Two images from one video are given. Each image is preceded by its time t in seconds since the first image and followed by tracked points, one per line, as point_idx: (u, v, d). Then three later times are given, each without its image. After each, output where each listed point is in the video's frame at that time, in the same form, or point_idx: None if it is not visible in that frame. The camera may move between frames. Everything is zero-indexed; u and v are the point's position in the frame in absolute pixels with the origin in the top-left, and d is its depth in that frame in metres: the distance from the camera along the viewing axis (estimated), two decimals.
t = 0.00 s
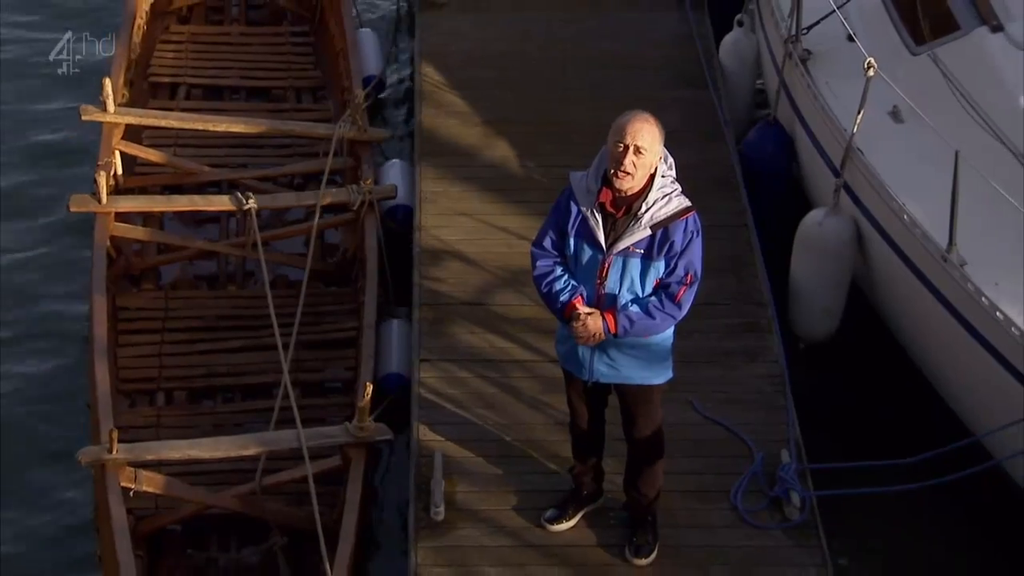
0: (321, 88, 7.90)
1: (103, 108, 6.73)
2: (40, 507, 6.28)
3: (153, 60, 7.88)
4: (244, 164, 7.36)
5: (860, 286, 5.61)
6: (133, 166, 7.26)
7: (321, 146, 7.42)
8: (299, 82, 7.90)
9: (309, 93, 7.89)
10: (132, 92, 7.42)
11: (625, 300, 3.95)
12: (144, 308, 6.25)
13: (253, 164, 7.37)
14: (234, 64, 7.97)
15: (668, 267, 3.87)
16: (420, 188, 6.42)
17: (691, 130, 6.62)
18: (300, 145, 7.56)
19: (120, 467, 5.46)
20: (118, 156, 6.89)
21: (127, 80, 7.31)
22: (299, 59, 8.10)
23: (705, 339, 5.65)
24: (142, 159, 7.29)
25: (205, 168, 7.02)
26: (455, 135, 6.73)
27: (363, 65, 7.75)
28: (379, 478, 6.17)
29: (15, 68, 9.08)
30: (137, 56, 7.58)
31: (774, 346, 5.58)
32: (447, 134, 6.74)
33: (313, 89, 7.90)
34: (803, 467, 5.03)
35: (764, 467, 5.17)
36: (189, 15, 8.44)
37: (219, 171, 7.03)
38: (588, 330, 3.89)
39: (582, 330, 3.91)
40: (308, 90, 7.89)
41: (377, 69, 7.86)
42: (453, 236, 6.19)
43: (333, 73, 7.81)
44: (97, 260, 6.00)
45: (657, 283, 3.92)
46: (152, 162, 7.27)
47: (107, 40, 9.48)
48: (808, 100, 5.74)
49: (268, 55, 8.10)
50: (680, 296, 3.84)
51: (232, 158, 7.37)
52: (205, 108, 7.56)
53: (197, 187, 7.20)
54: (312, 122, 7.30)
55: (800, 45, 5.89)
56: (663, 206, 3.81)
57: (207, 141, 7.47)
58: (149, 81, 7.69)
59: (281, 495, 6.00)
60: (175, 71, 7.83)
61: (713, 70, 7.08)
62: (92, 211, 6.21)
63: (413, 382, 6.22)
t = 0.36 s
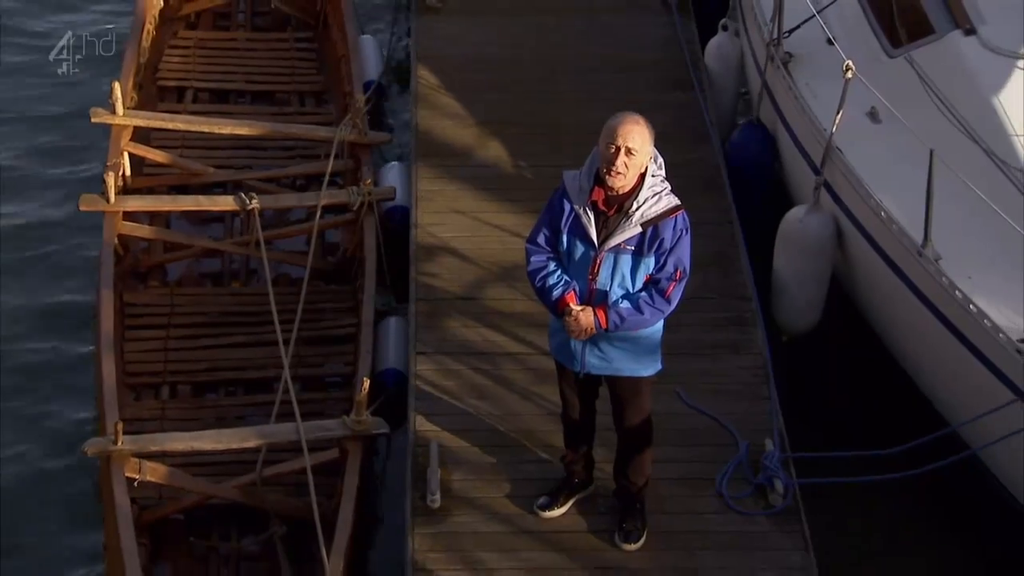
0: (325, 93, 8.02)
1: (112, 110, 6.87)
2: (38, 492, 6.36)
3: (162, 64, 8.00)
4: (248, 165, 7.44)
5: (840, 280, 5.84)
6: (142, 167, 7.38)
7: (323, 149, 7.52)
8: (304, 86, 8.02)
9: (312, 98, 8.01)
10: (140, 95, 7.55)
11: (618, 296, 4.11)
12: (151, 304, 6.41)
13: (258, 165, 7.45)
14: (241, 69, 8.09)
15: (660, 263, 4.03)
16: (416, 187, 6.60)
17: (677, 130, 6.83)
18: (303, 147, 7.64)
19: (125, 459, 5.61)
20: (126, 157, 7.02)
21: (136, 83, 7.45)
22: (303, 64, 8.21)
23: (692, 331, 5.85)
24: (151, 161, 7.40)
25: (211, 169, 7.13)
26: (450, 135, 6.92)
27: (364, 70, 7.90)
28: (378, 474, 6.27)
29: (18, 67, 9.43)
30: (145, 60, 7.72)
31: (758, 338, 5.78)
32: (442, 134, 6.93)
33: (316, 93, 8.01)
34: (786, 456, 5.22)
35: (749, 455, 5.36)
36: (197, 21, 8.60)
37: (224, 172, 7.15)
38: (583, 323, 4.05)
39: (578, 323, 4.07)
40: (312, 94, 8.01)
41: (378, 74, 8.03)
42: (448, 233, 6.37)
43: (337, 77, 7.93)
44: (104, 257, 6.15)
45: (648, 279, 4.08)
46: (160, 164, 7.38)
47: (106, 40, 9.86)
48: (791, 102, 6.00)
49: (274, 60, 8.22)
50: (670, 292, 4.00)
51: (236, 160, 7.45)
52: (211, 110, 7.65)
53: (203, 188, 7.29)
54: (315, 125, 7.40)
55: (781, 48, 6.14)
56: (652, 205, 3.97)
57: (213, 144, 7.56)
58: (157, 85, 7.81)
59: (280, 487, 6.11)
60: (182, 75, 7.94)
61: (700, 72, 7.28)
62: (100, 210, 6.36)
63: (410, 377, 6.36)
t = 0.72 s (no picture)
0: (329, 96, 8.21)
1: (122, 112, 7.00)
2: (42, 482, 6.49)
3: (171, 69, 8.13)
4: (256, 166, 7.55)
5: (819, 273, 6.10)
6: (151, 168, 7.38)
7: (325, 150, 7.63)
8: (308, 89, 8.20)
9: (317, 100, 8.20)
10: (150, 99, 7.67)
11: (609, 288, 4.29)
12: (159, 300, 6.59)
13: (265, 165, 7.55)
14: (248, 73, 8.24)
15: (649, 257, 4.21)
16: (412, 185, 6.79)
17: (664, 129, 7.05)
18: (307, 147, 7.74)
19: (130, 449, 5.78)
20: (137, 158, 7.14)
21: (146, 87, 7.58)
22: (308, 68, 8.37)
23: (679, 323, 6.07)
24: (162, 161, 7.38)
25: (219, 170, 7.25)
26: (444, 135, 7.12)
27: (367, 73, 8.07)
28: (376, 463, 6.47)
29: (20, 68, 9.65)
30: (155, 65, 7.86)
31: (743, 330, 6.01)
32: (437, 134, 7.13)
33: (321, 96, 8.21)
34: (770, 444, 5.44)
35: (735, 444, 5.56)
36: (206, 27, 8.77)
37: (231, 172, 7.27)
38: (576, 314, 4.23)
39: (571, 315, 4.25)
40: (317, 97, 8.20)
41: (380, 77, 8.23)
42: (443, 230, 6.55)
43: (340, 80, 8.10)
44: (113, 254, 6.31)
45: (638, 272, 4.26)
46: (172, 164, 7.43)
47: (105, 40, 10.06)
48: (771, 104, 6.28)
49: (279, 64, 8.37)
50: (660, 284, 4.18)
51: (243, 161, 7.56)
52: (219, 113, 7.79)
53: (212, 187, 7.34)
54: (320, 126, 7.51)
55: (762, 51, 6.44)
56: (641, 202, 4.14)
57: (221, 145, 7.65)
58: (167, 88, 7.94)
59: (282, 475, 6.32)
60: (191, 78, 8.08)
61: (686, 73, 7.50)
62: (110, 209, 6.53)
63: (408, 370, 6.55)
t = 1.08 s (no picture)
0: (334, 99, 8.34)
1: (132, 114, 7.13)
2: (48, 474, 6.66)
3: (181, 73, 8.29)
4: (262, 166, 7.64)
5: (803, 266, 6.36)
6: (160, 168, 7.50)
7: (329, 151, 7.72)
8: (314, 93, 8.35)
9: (322, 103, 8.34)
10: (160, 103, 7.79)
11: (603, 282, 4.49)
12: (168, 296, 6.76)
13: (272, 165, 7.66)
14: (256, 78, 8.39)
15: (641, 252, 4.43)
16: (410, 184, 7.00)
17: (652, 130, 7.27)
18: (313, 149, 7.87)
19: (137, 441, 5.98)
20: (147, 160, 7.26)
21: (156, 90, 7.75)
22: (314, 73, 8.53)
23: (667, 316, 6.29)
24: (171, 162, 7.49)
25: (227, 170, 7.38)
26: (440, 135, 7.34)
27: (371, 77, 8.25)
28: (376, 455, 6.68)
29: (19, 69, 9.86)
30: (166, 70, 8.02)
31: (729, 323, 6.24)
32: (433, 134, 7.34)
33: (325, 99, 8.34)
34: (755, 433, 5.61)
35: (721, 433, 5.75)
36: (215, 33, 8.94)
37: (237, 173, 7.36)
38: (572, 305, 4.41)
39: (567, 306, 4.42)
40: (321, 100, 8.33)
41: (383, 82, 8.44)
42: (440, 227, 6.75)
43: (345, 85, 8.27)
44: (122, 252, 6.51)
45: (630, 266, 4.47)
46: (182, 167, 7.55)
47: (104, 41, 10.43)
48: (755, 104, 6.55)
49: (285, 69, 8.53)
50: (653, 278, 4.40)
51: (249, 161, 7.65)
52: (226, 116, 7.95)
53: (220, 187, 7.45)
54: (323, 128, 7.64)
55: (746, 54, 6.72)
56: (632, 197, 4.36)
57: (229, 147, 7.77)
58: (178, 92, 8.10)
59: (285, 465, 6.52)
60: (199, 83, 8.24)
61: (674, 75, 7.74)
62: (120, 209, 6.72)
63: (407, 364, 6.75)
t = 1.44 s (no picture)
0: (337, 102, 8.48)
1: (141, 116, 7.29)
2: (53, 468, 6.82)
3: (190, 77, 8.47)
4: (267, 167, 7.78)
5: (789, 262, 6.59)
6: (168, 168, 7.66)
7: (331, 152, 7.83)
8: (319, 97, 8.48)
9: (326, 106, 8.47)
10: (168, 105, 7.93)
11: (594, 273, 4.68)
12: (174, 293, 6.93)
13: (276, 167, 7.79)
14: (262, 81, 8.53)
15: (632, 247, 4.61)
16: (407, 183, 7.18)
17: (642, 130, 7.47)
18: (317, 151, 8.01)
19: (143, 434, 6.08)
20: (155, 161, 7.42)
21: (165, 93, 7.92)
22: (318, 78, 8.65)
23: (656, 311, 6.49)
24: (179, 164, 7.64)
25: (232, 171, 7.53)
26: (435, 135, 7.53)
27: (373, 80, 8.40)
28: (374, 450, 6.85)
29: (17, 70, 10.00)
30: (175, 74, 8.20)
31: (716, 317, 6.44)
32: (428, 134, 7.53)
33: (329, 102, 8.47)
34: (741, 423, 5.80)
35: (709, 423, 5.94)
36: (224, 38, 9.11)
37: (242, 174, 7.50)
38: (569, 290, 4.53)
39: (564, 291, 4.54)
40: (325, 103, 8.47)
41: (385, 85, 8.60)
42: (436, 225, 6.94)
43: (348, 89, 8.40)
44: (130, 251, 6.64)
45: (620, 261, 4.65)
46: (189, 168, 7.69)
47: (105, 40, 10.65)
48: (741, 105, 6.77)
49: (291, 72, 8.67)
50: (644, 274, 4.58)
51: (254, 162, 7.79)
52: (233, 119, 8.10)
53: (226, 187, 7.60)
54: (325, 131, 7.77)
55: (732, 56, 6.95)
56: (623, 194, 4.51)
57: (235, 149, 7.91)
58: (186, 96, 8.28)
59: (285, 457, 6.67)
60: (207, 86, 8.41)
61: (662, 76, 7.94)
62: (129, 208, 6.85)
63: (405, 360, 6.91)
